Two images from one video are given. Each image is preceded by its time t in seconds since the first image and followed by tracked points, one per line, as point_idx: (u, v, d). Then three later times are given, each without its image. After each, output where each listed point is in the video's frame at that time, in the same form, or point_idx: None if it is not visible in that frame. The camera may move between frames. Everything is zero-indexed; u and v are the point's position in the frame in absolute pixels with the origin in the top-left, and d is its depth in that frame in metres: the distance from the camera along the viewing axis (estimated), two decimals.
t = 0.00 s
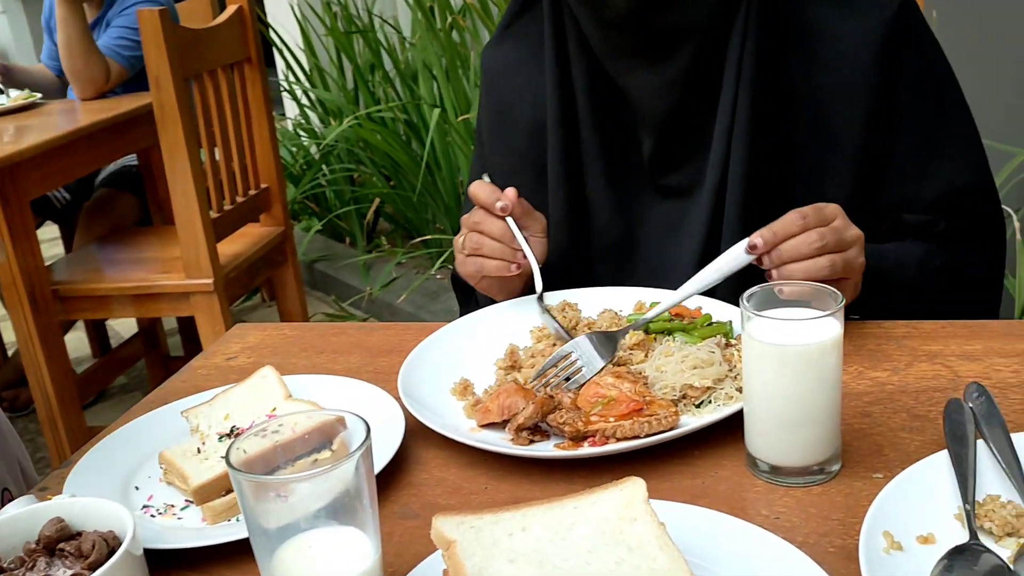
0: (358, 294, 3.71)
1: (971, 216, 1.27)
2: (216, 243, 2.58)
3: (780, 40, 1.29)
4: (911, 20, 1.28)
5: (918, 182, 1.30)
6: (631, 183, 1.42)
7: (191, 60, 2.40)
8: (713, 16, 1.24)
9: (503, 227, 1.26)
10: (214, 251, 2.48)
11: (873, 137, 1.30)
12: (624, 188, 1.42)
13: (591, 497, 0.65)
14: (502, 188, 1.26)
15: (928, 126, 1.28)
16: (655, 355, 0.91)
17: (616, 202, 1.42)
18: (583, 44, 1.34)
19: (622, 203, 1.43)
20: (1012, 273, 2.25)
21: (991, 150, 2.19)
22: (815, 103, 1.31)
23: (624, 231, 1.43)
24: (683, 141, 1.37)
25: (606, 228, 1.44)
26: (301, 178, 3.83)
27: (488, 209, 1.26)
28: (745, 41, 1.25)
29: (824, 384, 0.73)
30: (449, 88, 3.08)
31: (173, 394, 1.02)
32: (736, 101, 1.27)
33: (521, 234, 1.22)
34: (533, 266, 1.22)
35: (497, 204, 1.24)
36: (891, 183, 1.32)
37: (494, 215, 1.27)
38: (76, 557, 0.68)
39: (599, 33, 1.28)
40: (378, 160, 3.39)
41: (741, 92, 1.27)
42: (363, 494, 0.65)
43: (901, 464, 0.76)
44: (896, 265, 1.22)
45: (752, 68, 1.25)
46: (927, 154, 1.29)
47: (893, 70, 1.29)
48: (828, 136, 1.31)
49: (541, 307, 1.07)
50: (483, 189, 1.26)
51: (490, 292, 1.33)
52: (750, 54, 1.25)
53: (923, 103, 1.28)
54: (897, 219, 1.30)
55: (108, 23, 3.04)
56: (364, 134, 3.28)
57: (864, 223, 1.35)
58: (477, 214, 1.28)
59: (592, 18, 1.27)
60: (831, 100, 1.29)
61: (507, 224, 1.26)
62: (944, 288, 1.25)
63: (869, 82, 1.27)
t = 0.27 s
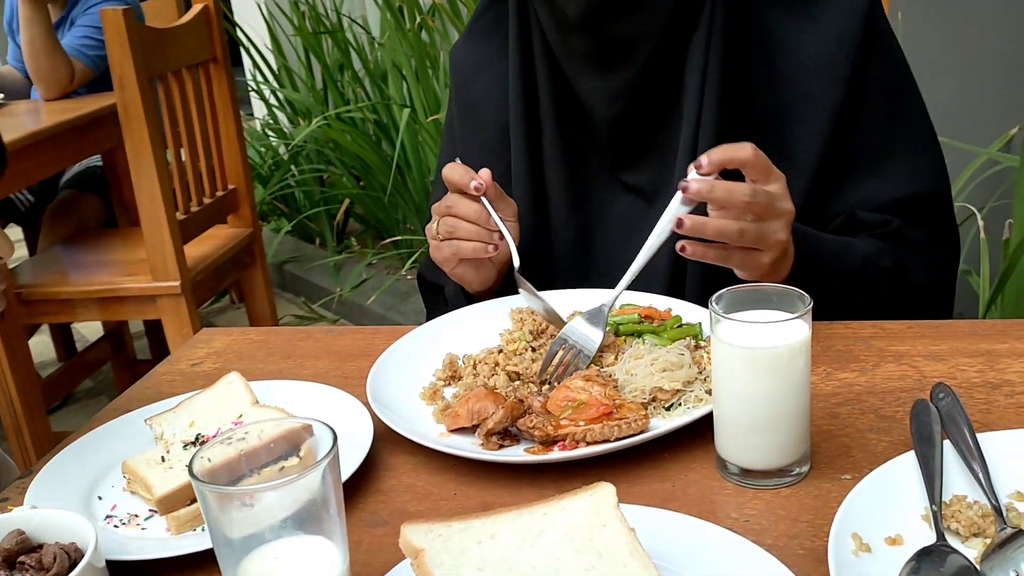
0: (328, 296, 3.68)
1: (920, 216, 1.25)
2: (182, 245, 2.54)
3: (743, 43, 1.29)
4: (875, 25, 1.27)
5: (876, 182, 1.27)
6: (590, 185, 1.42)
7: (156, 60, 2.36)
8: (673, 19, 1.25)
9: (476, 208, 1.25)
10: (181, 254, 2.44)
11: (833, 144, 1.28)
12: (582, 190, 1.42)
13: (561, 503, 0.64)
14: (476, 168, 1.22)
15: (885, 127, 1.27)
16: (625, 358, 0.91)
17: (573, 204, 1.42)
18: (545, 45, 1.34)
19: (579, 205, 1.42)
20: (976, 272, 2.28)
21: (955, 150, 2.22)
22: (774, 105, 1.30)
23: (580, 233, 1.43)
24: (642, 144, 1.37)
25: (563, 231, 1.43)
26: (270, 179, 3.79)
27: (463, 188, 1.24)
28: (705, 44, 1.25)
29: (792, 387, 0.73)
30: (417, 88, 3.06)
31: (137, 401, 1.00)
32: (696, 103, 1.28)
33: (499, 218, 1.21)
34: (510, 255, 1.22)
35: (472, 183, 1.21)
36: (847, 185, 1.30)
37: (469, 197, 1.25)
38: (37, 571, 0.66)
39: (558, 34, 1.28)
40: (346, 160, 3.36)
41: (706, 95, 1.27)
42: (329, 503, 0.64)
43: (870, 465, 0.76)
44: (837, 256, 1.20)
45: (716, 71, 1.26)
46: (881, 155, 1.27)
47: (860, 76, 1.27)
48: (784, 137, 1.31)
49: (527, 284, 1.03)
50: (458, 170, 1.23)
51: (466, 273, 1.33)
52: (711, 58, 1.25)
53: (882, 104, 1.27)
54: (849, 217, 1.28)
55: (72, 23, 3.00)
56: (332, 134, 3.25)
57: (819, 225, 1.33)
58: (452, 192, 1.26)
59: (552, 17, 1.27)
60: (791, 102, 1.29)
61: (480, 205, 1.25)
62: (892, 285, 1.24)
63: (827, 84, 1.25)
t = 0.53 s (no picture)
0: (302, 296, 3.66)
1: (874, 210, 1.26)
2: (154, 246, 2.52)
3: (712, 42, 1.30)
4: (839, 17, 1.28)
5: (839, 172, 1.27)
6: (563, 184, 1.42)
7: (125, 59, 2.34)
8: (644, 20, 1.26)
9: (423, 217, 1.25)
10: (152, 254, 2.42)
11: (794, 136, 1.29)
12: (555, 189, 1.42)
13: (535, 501, 0.64)
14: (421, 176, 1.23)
15: (841, 115, 1.28)
16: (599, 356, 0.92)
17: (547, 205, 1.42)
18: (517, 46, 1.34)
19: (553, 206, 1.42)
20: (944, 269, 2.31)
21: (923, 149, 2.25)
22: (739, 102, 1.32)
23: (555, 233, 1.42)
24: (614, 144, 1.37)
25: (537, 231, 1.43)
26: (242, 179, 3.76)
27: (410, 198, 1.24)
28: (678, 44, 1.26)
29: (764, 385, 0.74)
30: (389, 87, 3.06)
31: (108, 404, 0.99)
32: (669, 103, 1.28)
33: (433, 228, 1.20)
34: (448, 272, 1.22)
35: (415, 193, 1.21)
36: (807, 177, 1.31)
37: (414, 207, 1.25)
38: None
39: (532, 36, 1.28)
40: (320, 160, 3.35)
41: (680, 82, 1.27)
42: (303, 504, 0.64)
43: (840, 461, 0.77)
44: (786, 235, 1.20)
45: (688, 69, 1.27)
46: (839, 145, 1.28)
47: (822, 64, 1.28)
48: (754, 134, 1.32)
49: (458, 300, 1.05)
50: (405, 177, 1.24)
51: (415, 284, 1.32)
52: (684, 58, 1.26)
53: (844, 97, 1.28)
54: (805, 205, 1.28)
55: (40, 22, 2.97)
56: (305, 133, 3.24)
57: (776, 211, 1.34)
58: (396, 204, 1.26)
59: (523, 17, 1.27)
60: (759, 99, 1.30)
61: (425, 215, 1.24)
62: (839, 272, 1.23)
63: (794, 76, 1.26)
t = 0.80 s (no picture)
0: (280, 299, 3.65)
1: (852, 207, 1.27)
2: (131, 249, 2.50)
3: (683, 45, 1.32)
4: (812, 19, 1.29)
5: (817, 169, 1.28)
6: (535, 186, 1.42)
7: (100, 62, 2.33)
8: (615, 21, 1.28)
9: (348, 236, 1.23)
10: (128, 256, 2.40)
11: (770, 135, 1.30)
12: (527, 191, 1.42)
13: (508, 497, 0.66)
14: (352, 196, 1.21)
15: (817, 116, 1.29)
16: (572, 355, 0.92)
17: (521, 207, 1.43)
18: (491, 47, 1.35)
19: (526, 209, 1.42)
20: (915, 269, 2.34)
21: (895, 151, 2.29)
22: (714, 101, 1.33)
23: (526, 237, 1.43)
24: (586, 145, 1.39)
25: (510, 234, 1.43)
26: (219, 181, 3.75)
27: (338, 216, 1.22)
28: (648, 46, 1.28)
29: (733, 381, 0.75)
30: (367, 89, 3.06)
31: (84, 405, 0.99)
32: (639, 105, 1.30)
33: (356, 240, 1.15)
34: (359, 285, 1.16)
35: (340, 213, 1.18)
36: (783, 175, 1.31)
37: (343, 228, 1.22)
38: None
39: (505, 38, 1.30)
40: (298, 163, 3.34)
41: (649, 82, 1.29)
42: (279, 501, 0.65)
43: (808, 455, 0.79)
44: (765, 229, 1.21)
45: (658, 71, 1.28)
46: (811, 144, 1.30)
47: (800, 63, 1.29)
48: (726, 135, 1.33)
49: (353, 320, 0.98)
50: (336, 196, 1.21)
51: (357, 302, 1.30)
52: (654, 60, 1.28)
53: (820, 94, 1.29)
54: (784, 202, 1.29)
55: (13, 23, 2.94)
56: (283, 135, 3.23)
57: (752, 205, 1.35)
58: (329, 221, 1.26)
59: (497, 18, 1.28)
60: (733, 100, 1.31)
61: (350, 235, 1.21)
62: (816, 269, 1.24)
63: (766, 77, 1.28)
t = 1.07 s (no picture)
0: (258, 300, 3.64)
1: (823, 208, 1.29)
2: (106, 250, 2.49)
3: (654, 48, 1.33)
4: (778, 23, 1.31)
5: (787, 172, 1.30)
6: (512, 187, 1.43)
7: (75, 63, 2.32)
8: (589, 24, 1.29)
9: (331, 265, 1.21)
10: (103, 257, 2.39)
11: (732, 142, 1.33)
12: (504, 192, 1.43)
13: (478, 491, 0.67)
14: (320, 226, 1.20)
15: (789, 123, 1.31)
16: (543, 353, 0.94)
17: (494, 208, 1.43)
18: (463, 50, 1.36)
19: (505, 209, 1.43)
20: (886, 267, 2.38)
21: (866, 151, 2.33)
22: (688, 105, 1.34)
23: (507, 236, 1.44)
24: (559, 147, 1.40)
25: (486, 236, 1.44)
26: (195, 183, 3.73)
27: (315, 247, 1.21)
28: (621, 49, 1.30)
29: (697, 378, 0.77)
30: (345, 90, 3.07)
31: (57, 406, 1.00)
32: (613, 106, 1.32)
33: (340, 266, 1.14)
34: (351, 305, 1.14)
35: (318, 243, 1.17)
36: (753, 178, 1.34)
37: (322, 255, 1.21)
38: None
39: (480, 41, 1.30)
40: (276, 164, 3.34)
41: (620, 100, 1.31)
42: (250, 496, 0.66)
43: (771, 449, 0.81)
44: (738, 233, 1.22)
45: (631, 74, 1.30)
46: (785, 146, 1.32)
47: (766, 67, 1.31)
48: (697, 137, 1.35)
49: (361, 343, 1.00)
50: (307, 229, 1.20)
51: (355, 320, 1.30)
52: (626, 62, 1.30)
53: (790, 96, 1.31)
54: (755, 206, 1.31)
55: None
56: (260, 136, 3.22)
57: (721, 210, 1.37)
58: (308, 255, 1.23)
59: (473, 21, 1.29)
60: (705, 106, 1.33)
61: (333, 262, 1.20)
62: (789, 270, 1.26)
63: (735, 80, 1.30)
